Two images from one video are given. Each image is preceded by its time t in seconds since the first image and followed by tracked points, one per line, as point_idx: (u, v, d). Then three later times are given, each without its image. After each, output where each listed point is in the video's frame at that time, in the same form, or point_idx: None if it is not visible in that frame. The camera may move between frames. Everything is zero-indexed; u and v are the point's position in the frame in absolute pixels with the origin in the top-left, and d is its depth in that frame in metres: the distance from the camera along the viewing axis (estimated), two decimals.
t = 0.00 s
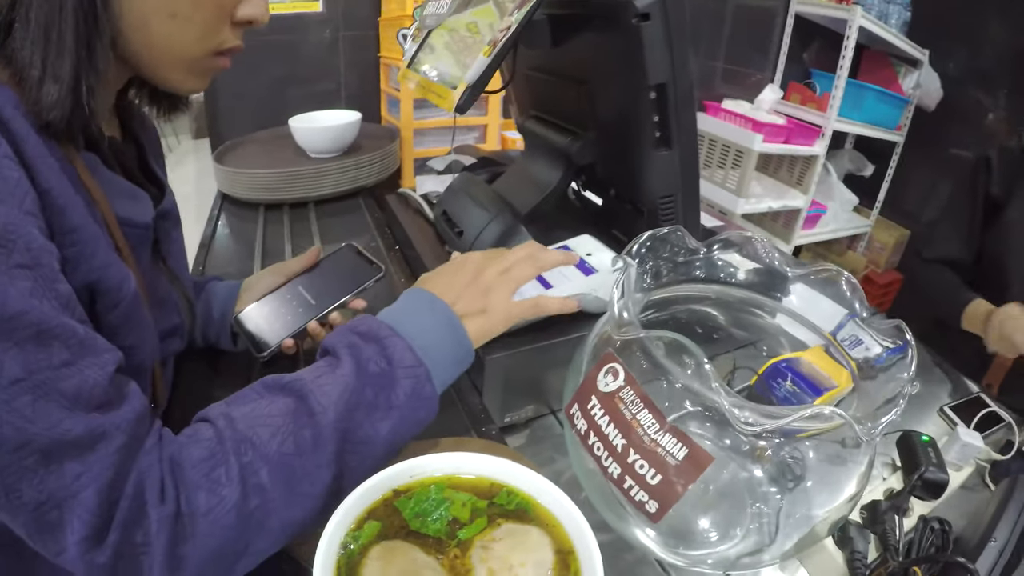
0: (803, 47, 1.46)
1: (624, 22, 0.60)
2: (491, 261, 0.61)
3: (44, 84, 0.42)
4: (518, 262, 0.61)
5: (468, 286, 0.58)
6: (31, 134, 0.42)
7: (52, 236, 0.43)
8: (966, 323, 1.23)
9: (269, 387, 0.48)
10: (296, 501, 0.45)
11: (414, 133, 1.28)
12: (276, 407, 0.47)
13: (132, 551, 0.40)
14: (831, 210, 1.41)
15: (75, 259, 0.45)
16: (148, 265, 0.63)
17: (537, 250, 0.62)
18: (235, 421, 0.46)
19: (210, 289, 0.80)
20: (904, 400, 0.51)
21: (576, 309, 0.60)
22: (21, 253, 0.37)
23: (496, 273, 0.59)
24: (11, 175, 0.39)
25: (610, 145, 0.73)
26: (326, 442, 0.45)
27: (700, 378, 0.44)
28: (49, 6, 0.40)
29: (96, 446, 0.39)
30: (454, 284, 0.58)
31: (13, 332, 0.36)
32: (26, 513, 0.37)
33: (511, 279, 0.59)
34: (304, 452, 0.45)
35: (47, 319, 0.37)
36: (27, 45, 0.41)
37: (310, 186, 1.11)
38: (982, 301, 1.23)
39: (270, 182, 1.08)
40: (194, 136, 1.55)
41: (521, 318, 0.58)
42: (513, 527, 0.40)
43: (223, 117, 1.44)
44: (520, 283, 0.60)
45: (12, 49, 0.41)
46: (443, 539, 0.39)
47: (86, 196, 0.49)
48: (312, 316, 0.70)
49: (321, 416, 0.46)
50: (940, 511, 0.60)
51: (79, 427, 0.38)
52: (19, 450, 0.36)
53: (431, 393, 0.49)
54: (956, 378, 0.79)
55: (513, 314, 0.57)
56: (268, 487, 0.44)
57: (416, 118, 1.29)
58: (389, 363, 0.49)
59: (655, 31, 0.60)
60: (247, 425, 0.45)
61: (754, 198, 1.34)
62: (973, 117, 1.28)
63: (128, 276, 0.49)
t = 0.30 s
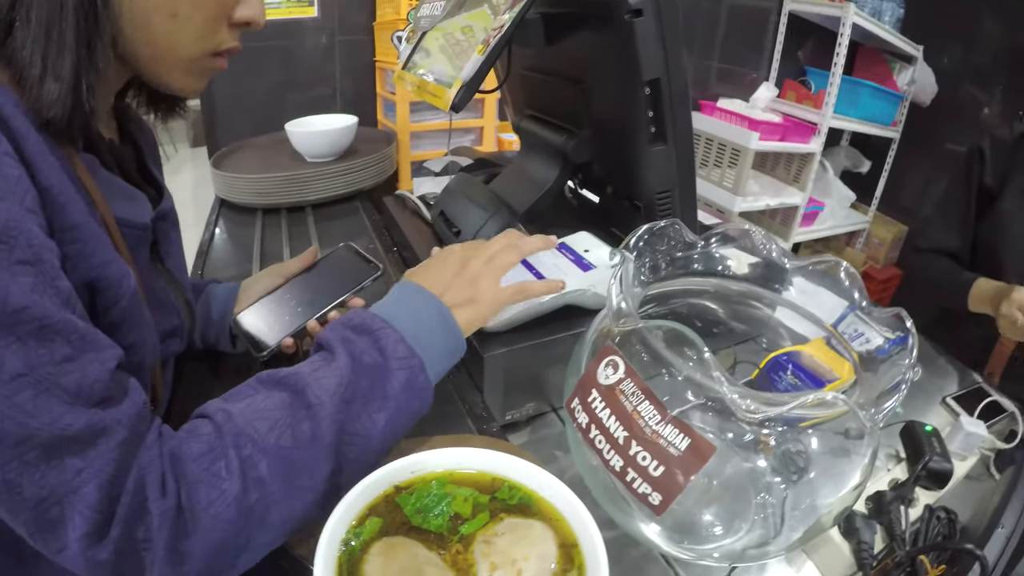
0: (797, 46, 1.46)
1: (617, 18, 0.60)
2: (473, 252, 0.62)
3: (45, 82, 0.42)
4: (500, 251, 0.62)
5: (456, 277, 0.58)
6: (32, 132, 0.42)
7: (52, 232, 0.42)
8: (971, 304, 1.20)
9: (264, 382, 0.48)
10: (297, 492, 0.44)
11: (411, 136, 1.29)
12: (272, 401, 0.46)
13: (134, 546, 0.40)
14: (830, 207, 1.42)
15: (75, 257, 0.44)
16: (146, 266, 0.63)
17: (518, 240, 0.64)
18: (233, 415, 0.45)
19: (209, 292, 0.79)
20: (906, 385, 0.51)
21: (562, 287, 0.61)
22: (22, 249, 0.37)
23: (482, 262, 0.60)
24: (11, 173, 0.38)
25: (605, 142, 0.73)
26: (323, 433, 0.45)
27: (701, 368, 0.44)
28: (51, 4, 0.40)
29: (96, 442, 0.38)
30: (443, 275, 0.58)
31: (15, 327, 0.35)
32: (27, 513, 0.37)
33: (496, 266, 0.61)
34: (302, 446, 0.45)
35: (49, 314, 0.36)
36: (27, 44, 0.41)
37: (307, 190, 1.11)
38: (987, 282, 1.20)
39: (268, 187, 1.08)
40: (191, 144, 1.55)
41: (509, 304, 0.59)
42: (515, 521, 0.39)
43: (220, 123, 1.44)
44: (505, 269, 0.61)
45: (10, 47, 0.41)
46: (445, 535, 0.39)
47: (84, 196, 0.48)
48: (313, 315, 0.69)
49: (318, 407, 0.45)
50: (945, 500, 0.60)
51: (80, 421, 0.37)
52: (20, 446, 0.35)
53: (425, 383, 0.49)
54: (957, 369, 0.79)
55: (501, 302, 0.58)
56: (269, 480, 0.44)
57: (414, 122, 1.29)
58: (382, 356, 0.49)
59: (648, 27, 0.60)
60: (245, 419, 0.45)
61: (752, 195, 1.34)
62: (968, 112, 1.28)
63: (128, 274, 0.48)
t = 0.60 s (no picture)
0: (807, 35, 1.44)
1: (623, 8, 0.60)
2: (465, 242, 0.60)
3: (48, 79, 0.42)
4: (497, 238, 0.61)
5: (448, 269, 0.56)
6: (31, 131, 0.42)
7: (54, 235, 0.42)
8: (992, 296, 1.19)
9: (256, 384, 0.46)
10: (285, 497, 0.42)
11: (420, 132, 1.29)
12: (264, 402, 0.44)
13: (120, 555, 0.38)
14: (842, 196, 1.40)
15: (76, 258, 0.43)
16: (157, 266, 0.63)
17: (515, 227, 0.64)
18: (221, 418, 0.43)
19: (222, 289, 0.80)
20: (923, 373, 0.49)
21: (560, 274, 0.62)
22: (22, 252, 0.36)
23: (476, 251, 0.59)
24: (12, 176, 0.38)
25: (615, 134, 0.72)
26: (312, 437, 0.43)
27: (715, 357, 0.43)
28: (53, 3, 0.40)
29: (89, 450, 0.37)
30: (436, 267, 0.56)
31: (8, 333, 0.34)
32: (22, 518, 0.35)
33: (490, 256, 0.59)
34: (292, 448, 0.43)
35: (44, 318, 0.35)
36: (28, 42, 0.41)
37: (317, 188, 1.11)
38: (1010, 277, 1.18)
39: (279, 185, 1.09)
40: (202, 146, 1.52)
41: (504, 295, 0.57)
42: (528, 513, 0.39)
43: (230, 124, 1.45)
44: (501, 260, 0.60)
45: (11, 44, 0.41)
46: (458, 528, 0.39)
47: (88, 198, 0.48)
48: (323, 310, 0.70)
49: (307, 410, 0.44)
50: (964, 492, 0.59)
51: (74, 429, 0.36)
52: (13, 453, 0.34)
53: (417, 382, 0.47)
54: (976, 359, 0.78)
55: (496, 293, 0.56)
56: (258, 486, 0.42)
57: (423, 118, 1.29)
58: (373, 355, 0.47)
59: (655, 16, 0.59)
60: (232, 423, 0.43)
61: (764, 186, 1.33)
62: (982, 100, 1.26)
63: (131, 274, 0.48)
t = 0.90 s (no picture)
0: (808, 33, 1.42)
1: (622, 7, 0.60)
2: (329, 270, 0.60)
3: (64, 81, 0.45)
4: (362, 262, 0.61)
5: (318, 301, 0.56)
6: None
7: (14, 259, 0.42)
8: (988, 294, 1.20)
9: (146, 424, 0.45)
10: (183, 537, 0.43)
11: (422, 134, 1.29)
12: (156, 443, 0.44)
13: None
14: (846, 194, 1.40)
15: (36, 284, 0.43)
16: (148, 269, 0.62)
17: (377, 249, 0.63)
18: (117, 460, 0.43)
19: (225, 290, 0.80)
20: (924, 367, 0.48)
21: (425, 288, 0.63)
22: None
23: (342, 280, 0.58)
24: None
25: (615, 133, 0.72)
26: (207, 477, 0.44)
27: (716, 354, 0.43)
28: (62, 10, 0.43)
29: (9, 495, 0.38)
30: (304, 301, 0.56)
31: None
32: None
33: (357, 281, 0.59)
34: (186, 488, 0.43)
35: None
36: (40, 46, 0.44)
37: (318, 191, 1.12)
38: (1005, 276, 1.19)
39: (280, 189, 1.09)
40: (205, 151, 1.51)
41: (373, 321, 0.57)
42: (529, 511, 0.39)
43: (232, 130, 1.45)
44: (367, 285, 0.60)
45: (17, 52, 0.44)
46: (460, 525, 0.39)
47: (66, 203, 0.47)
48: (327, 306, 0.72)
49: (200, 451, 0.44)
50: (968, 488, 0.59)
51: None
52: None
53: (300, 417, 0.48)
54: (979, 355, 0.78)
55: (367, 320, 0.56)
56: (157, 526, 0.43)
57: (425, 120, 1.29)
58: (254, 393, 0.48)
59: (653, 15, 0.60)
60: (129, 464, 0.43)
61: (767, 184, 1.33)
62: (984, 96, 1.25)
63: (96, 296, 0.47)
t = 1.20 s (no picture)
0: (808, 44, 1.45)
1: (627, 17, 0.60)
2: (279, 292, 0.67)
3: (66, 73, 0.46)
4: (306, 286, 0.70)
5: (269, 319, 0.63)
6: None
7: None
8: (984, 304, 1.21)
9: (117, 428, 0.47)
10: (155, 535, 0.45)
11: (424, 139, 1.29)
12: (128, 447, 0.46)
13: None
14: (842, 206, 1.42)
15: (19, 285, 0.43)
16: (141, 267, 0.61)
17: (321, 271, 0.73)
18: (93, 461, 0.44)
19: (224, 289, 0.80)
20: (918, 378, 0.48)
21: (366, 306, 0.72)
22: None
23: (289, 300, 0.67)
24: None
25: (617, 141, 0.73)
26: (178, 478, 0.46)
27: (715, 362, 0.44)
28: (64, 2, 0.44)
29: None
30: (256, 318, 0.62)
31: None
32: None
33: (303, 302, 0.68)
34: (158, 490, 0.46)
35: None
36: (40, 40, 0.44)
37: (318, 192, 1.12)
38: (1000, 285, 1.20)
39: (280, 189, 1.09)
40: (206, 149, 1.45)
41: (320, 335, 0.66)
42: (530, 513, 0.40)
43: (234, 129, 1.46)
44: (311, 303, 0.69)
45: (18, 44, 0.44)
46: (460, 527, 0.40)
47: (57, 200, 0.48)
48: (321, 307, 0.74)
49: (171, 453, 0.47)
50: (961, 498, 0.60)
51: None
52: None
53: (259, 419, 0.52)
54: (971, 367, 0.79)
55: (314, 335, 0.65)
56: (132, 525, 0.44)
57: (426, 124, 1.29)
58: (216, 400, 0.51)
59: (658, 26, 0.61)
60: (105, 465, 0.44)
61: (764, 195, 1.34)
62: (982, 109, 1.25)
63: (79, 295, 0.47)
